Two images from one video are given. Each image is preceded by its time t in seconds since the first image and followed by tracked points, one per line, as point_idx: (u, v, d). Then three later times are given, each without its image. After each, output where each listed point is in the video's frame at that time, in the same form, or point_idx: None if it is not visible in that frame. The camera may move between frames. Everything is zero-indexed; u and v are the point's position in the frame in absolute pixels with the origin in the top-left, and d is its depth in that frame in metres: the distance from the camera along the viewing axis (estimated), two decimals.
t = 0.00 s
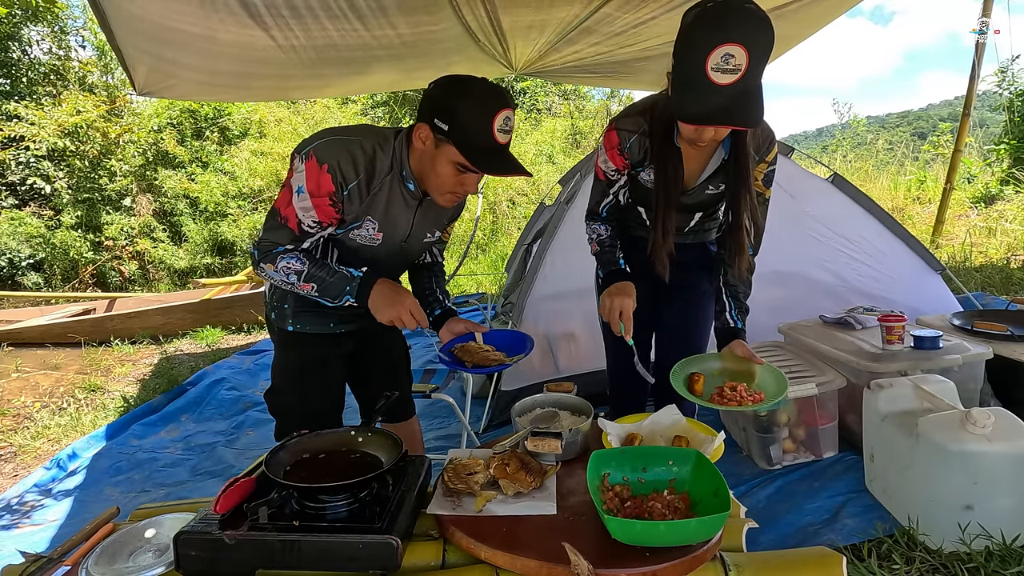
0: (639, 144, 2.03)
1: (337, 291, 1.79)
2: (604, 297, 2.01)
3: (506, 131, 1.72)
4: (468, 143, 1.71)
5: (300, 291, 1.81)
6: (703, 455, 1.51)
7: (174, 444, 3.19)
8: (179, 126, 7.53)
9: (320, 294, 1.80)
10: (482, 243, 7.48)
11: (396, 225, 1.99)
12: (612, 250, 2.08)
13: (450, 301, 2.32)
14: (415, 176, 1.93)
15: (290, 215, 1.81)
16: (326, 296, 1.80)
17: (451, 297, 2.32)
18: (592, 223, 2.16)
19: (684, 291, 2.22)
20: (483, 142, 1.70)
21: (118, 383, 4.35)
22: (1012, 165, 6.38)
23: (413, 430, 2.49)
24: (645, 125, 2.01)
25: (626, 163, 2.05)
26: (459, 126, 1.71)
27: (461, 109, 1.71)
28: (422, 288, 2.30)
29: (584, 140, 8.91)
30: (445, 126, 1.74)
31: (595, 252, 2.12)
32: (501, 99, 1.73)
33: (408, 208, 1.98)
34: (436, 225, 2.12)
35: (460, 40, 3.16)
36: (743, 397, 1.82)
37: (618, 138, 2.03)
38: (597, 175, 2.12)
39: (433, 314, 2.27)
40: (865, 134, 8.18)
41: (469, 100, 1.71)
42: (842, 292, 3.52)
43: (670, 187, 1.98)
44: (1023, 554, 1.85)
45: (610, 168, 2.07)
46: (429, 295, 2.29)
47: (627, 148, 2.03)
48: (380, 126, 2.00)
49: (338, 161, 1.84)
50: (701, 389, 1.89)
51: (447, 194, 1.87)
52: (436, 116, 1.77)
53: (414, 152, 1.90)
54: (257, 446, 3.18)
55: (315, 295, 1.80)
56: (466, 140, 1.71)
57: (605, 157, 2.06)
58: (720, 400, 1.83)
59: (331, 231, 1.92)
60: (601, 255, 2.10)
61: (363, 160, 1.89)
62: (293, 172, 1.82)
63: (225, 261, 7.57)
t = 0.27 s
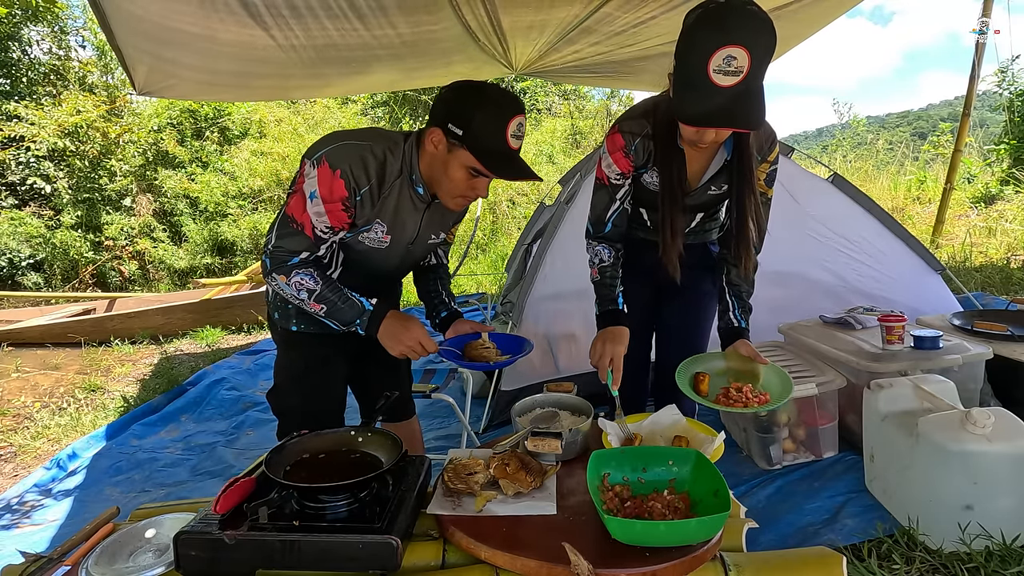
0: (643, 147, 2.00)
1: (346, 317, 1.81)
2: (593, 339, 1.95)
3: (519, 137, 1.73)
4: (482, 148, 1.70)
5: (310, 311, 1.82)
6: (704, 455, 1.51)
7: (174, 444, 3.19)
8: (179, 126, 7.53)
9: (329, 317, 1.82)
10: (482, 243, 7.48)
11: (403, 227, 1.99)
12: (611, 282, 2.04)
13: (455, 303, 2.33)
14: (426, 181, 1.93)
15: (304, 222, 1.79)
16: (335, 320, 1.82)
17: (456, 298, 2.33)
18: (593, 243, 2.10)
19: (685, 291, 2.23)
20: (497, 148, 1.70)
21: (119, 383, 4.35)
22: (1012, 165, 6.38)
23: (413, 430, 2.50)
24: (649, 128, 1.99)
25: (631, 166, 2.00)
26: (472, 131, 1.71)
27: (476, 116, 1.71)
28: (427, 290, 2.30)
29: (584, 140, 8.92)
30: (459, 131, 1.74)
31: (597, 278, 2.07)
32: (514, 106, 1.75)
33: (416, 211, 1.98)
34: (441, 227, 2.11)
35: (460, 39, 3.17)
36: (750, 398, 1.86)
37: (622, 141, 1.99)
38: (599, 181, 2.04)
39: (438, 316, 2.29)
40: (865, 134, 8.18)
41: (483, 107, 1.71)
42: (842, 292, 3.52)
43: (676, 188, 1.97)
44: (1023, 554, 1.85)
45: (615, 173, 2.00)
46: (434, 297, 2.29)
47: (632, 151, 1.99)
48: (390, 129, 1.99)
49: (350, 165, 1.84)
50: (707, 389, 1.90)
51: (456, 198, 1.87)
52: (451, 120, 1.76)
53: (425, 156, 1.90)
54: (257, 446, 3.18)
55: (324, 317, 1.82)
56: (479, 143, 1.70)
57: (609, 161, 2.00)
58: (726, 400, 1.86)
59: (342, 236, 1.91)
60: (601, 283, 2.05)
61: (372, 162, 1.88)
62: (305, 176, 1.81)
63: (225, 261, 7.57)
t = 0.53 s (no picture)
0: (643, 147, 1.99)
1: (348, 314, 1.78)
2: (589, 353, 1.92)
3: (527, 135, 1.76)
4: (491, 147, 1.72)
5: (311, 307, 1.80)
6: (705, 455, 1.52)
7: (174, 444, 3.19)
8: (179, 126, 7.53)
9: (331, 314, 1.79)
10: (482, 243, 7.49)
11: (409, 229, 1.99)
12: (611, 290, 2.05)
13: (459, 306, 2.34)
14: (432, 182, 1.93)
15: (310, 220, 1.80)
16: (337, 317, 1.79)
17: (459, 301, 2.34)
18: (595, 248, 2.09)
19: (686, 292, 2.22)
20: (504, 146, 1.72)
21: (118, 383, 4.35)
22: (1012, 165, 6.38)
23: (413, 430, 2.50)
24: (649, 129, 1.98)
25: (631, 166, 2.00)
26: (481, 131, 1.73)
27: (484, 116, 1.72)
28: (430, 292, 2.30)
29: (584, 140, 8.92)
30: (467, 132, 1.75)
31: (597, 285, 2.07)
32: (523, 106, 1.78)
33: (422, 212, 1.98)
34: (445, 229, 2.11)
35: (460, 39, 3.17)
36: (753, 401, 1.86)
37: (623, 141, 1.98)
38: (600, 181, 2.04)
39: (442, 319, 2.30)
40: (865, 134, 8.18)
41: (492, 107, 1.73)
42: (842, 292, 3.52)
43: (673, 189, 1.97)
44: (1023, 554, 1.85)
45: (615, 173, 2.00)
46: (438, 300, 2.30)
47: (632, 151, 1.98)
48: (396, 131, 1.99)
49: (359, 165, 1.84)
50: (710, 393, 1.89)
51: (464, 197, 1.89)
52: (458, 121, 1.77)
53: (431, 157, 1.90)
54: (257, 446, 3.18)
55: (324, 313, 1.79)
56: (488, 142, 1.72)
57: (609, 161, 2.00)
58: (729, 404, 1.86)
59: (347, 236, 1.91)
60: (601, 291, 2.05)
61: (380, 163, 1.88)
62: (313, 176, 1.82)
63: (225, 261, 7.57)
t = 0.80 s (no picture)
0: (641, 147, 1.99)
1: (336, 293, 1.74)
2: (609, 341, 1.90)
3: (528, 120, 1.77)
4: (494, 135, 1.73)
5: (302, 289, 1.78)
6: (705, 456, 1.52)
7: (174, 444, 3.19)
8: (179, 126, 7.53)
9: (319, 295, 1.77)
10: (482, 243, 7.49)
11: (412, 227, 1.99)
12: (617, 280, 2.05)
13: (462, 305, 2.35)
14: (436, 179, 1.93)
15: (308, 214, 1.79)
16: (324, 297, 1.76)
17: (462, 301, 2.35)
18: (594, 244, 2.08)
19: (686, 292, 2.23)
20: (508, 133, 1.72)
21: (118, 383, 4.35)
22: (1012, 165, 6.38)
23: (414, 430, 2.50)
24: (648, 129, 1.98)
25: (629, 166, 2.00)
26: (484, 123, 1.73)
27: (485, 111, 1.72)
28: (433, 291, 2.31)
29: (584, 140, 8.92)
30: (469, 125, 1.76)
31: (602, 277, 2.06)
32: (518, 90, 1.79)
33: (426, 211, 1.98)
34: (447, 227, 2.11)
35: (460, 38, 3.17)
36: (757, 402, 1.86)
37: (621, 141, 1.98)
38: (599, 181, 2.04)
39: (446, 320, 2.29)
40: (865, 135, 8.18)
41: (493, 101, 1.73)
42: (842, 292, 3.52)
43: (671, 189, 1.98)
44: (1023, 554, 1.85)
45: (613, 173, 2.00)
46: (441, 299, 2.30)
47: (630, 152, 1.98)
48: (399, 129, 1.98)
49: (361, 163, 1.84)
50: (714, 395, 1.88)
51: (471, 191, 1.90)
52: (459, 116, 1.78)
53: (435, 154, 1.91)
54: (257, 446, 3.18)
55: (315, 293, 1.76)
56: (491, 133, 1.73)
57: (608, 161, 2.00)
58: (733, 406, 1.86)
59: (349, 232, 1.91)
60: (606, 283, 2.05)
61: (384, 161, 1.88)
62: (315, 171, 1.81)
63: (225, 261, 7.57)
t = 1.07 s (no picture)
0: (643, 149, 1.99)
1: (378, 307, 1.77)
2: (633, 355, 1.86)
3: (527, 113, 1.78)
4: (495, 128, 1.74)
5: (338, 309, 1.78)
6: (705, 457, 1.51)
7: (174, 444, 3.19)
8: (179, 126, 7.53)
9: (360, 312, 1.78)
10: (482, 243, 7.49)
11: (417, 227, 1.99)
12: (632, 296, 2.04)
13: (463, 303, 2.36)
14: (438, 178, 1.93)
15: (332, 222, 1.77)
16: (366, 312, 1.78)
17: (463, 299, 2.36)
18: (606, 252, 2.09)
19: (687, 292, 2.23)
20: (507, 127, 1.73)
21: (118, 383, 4.35)
22: (1012, 165, 6.38)
23: (415, 430, 2.51)
24: (648, 130, 1.97)
25: (632, 168, 1.99)
26: (484, 118, 1.74)
27: (485, 107, 1.73)
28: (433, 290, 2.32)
29: (584, 140, 8.92)
30: (470, 120, 1.76)
31: (614, 288, 2.06)
32: (518, 85, 1.80)
33: (430, 209, 1.98)
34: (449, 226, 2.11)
35: (460, 38, 3.17)
36: (759, 402, 1.86)
37: (623, 143, 1.98)
38: (602, 184, 2.03)
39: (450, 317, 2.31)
40: (865, 135, 8.18)
41: (493, 97, 1.74)
42: (842, 292, 3.52)
43: (674, 190, 1.96)
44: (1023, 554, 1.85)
45: (617, 175, 2.00)
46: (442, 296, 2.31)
47: (632, 153, 1.98)
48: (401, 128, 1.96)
49: (372, 162, 1.82)
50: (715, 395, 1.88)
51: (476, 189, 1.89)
52: (460, 112, 1.78)
53: (439, 153, 1.90)
54: (257, 446, 3.18)
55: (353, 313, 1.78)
56: (491, 128, 1.74)
57: (610, 164, 2.00)
58: (736, 407, 1.86)
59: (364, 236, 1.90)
60: (620, 291, 2.05)
61: (392, 160, 1.86)
62: (327, 176, 1.79)
63: (225, 261, 7.57)
